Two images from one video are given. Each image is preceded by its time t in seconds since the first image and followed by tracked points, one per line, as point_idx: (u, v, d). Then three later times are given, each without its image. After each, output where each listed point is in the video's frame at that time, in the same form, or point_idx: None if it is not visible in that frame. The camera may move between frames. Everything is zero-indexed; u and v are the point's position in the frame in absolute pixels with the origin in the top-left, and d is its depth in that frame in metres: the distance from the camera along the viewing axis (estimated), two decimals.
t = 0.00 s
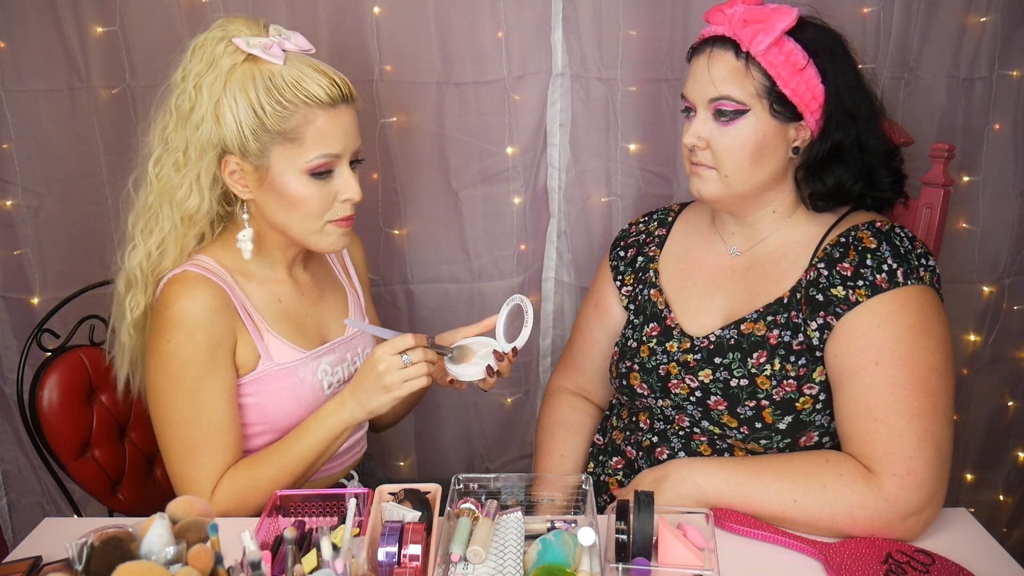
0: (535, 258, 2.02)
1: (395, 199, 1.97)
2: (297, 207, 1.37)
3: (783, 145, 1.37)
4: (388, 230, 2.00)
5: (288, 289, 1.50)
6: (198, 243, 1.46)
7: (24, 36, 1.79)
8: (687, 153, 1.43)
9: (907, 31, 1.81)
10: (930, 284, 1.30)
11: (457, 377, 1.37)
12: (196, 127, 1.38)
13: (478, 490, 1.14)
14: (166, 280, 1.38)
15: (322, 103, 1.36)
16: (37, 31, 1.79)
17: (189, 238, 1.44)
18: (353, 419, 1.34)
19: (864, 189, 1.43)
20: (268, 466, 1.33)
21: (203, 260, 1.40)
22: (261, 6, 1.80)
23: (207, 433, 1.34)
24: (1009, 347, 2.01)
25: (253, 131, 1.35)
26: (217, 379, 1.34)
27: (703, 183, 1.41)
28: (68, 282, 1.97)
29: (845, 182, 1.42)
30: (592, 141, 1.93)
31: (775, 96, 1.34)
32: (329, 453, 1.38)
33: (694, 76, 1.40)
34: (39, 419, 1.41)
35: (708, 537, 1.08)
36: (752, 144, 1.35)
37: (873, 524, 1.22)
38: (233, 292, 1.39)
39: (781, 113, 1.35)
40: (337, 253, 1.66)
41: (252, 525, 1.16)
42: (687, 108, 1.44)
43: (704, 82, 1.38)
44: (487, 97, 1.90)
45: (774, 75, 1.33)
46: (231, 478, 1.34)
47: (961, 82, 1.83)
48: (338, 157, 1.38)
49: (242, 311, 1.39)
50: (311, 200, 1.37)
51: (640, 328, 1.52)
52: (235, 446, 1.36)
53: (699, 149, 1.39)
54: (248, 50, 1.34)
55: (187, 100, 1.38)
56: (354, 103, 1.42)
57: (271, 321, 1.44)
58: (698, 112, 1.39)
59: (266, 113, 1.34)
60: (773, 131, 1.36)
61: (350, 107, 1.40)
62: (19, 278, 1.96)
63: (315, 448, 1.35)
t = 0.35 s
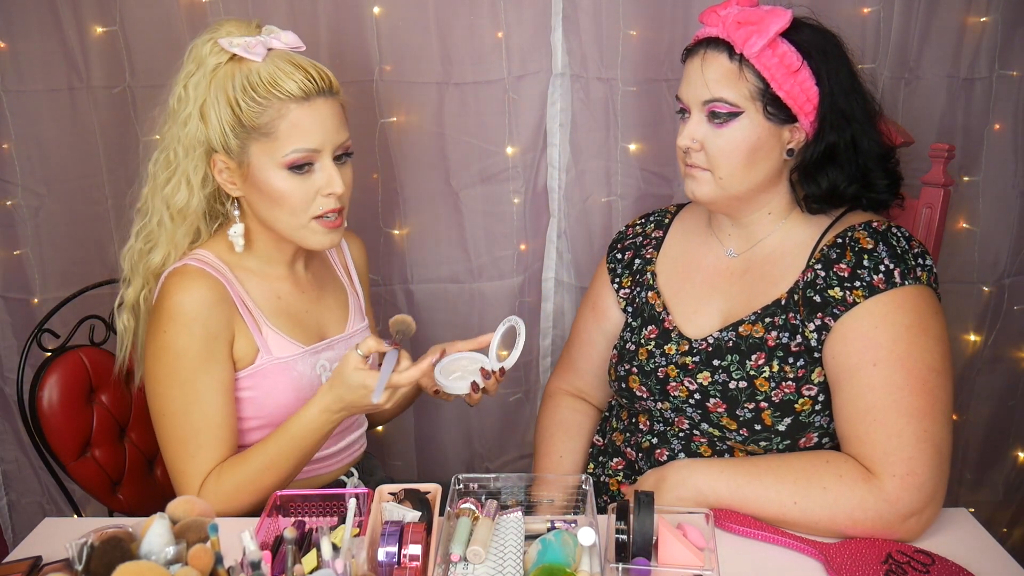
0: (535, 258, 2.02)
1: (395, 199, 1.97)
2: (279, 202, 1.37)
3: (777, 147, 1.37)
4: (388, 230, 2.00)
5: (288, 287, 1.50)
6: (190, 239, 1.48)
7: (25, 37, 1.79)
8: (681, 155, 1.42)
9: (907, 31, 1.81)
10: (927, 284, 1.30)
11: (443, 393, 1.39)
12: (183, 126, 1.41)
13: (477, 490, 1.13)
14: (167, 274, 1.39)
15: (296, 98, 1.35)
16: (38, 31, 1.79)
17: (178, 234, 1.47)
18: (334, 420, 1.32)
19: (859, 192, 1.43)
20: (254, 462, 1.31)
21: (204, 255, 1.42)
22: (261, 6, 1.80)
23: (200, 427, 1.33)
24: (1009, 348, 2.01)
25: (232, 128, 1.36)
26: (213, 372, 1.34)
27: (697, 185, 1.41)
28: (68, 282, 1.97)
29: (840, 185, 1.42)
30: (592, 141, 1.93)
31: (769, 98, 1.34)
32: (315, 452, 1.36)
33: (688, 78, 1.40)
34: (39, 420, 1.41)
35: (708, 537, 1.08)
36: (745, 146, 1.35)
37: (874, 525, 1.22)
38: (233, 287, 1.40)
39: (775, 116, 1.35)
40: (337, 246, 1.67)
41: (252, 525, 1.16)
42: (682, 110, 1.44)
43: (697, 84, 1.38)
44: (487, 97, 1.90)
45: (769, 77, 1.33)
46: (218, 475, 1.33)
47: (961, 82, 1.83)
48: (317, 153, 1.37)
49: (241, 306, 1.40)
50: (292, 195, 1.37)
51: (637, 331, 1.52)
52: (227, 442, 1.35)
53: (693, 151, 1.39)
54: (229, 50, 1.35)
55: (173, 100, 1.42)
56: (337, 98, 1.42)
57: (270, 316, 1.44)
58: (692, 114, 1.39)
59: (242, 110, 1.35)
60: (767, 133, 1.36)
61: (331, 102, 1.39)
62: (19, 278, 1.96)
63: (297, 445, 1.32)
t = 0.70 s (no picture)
0: (535, 258, 2.03)
1: (395, 199, 1.97)
2: (289, 194, 1.39)
3: (774, 147, 1.37)
4: (388, 230, 2.00)
5: (312, 283, 1.51)
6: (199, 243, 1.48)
7: (25, 36, 1.79)
8: (679, 154, 1.43)
9: (907, 31, 1.81)
10: (924, 284, 1.31)
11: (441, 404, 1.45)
12: (182, 131, 1.42)
13: (477, 490, 1.14)
14: (197, 272, 1.39)
15: (291, 90, 1.36)
16: (37, 31, 1.79)
17: (188, 237, 1.47)
18: (339, 435, 1.32)
19: (855, 193, 1.43)
20: (264, 468, 1.31)
21: (234, 255, 1.42)
22: (261, 6, 1.80)
23: (218, 427, 1.33)
24: (1009, 348, 2.01)
25: (234, 128, 1.37)
26: (239, 374, 1.34)
27: (694, 184, 1.41)
28: (68, 282, 1.97)
29: (836, 185, 1.42)
30: (592, 141, 1.93)
31: (766, 98, 1.34)
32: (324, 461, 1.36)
33: (686, 78, 1.40)
34: (39, 420, 1.41)
35: (708, 537, 1.08)
36: (742, 147, 1.36)
37: (874, 525, 1.22)
38: (264, 286, 1.40)
39: (771, 115, 1.35)
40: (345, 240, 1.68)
41: (252, 525, 1.16)
42: (680, 109, 1.44)
43: (695, 84, 1.38)
44: (486, 97, 1.90)
45: (766, 77, 1.33)
46: (227, 477, 1.32)
47: (961, 82, 1.83)
48: (320, 141, 1.38)
49: (272, 304, 1.40)
50: (301, 186, 1.38)
51: (636, 332, 1.52)
52: (242, 445, 1.35)
53: (690, 150, 1.39)
54: (221, 53, 1.35)
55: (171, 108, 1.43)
56: (333, 84, 1.42)
57: (298, 313, 1.45)
58: (690, 114, 1.39)
59: (240, 109, 1.36)
60: (764, 133, 1.36)
61: (326, 89, 1.40)
62: (19, 278, 1.96)
63: (308, 454, 1.32)
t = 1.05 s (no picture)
0: (535, 258, 2.03)
1: (396, 199, 1.97)
2: (326, 187, 1.39)
3: (774, 147, 1.37)
4: (388, 230, 2.00)
5: (338, 280, 1.52)
6: (234, 235, 1.49)
7: (24, 37, 1.79)
8: (680, 153, 1.43)
9: (907, 31, 1.81)
10: (925, 284, 1.31)
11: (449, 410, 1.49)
12: (227, 123, 1.43)
13: (478, 490, 1.14)
14: (231, 266, 1.39)
15: (338, 85, 1.37)
16: (37, 31, 1.79)
17: (224, 229, 1.48)
18: (373, 430, 1.31)
19: (855, 194, 1.43)
20: (292, 463, 1.31)
21: (268, 249, 1.41)
22: (261, 7, 1.80)
23: (248, 420, 1.33)
24: (1009, 347, 2.01)
25: (278, 120, 1.38)
26: (271, 369, 1.33)
27: (695, 183, 1.41)
28: (68, 282, 1.97)
29: (836, 187, 1.41)
30: (592, 140, 1.93)
31: (767, 99, 1.34)
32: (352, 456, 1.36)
33: (689, 77, 1.40)
34: (39, 419, 1.41)
35: (708, 537, 1.08)
36: (743, 147, 1.36)
37: (874, 523, 1.22)
38: (295, 282, 1.40)
39: (773, 116, 1.35)
40: (362, 239, 1.70)
41: (253, 525, 1.16)
42: (682, 108, 1.44)
43: (698, 83, 1.38)
44: (487, 97, 1.90)
45: (768, 78, 1.33)
46: (254, 470, 1.32)
47: (961, 82, 1.83)
48: (361, 136, 1.39)
49: (303, 300, 1.39)
50: (339, 179, 1.38)
51: (637, 330, 1.52)
52: (269, 438, 1.35)
53: (691, 149, 1.39)
54: (268, 49, 1.38)
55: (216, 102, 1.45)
56: (377, 85, 1.44)
57: (325, 309, 1.45)
58: (692, 113, 1.39)
59: (286, 101, 1.37)
60: (765, 133, 1.36)
61: (371, 89, 1.42)
62: (19, 278, 1.96)
63: (336, 450, 1.32)
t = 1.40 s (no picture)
0: (535, 258, 2.02)
1: (396, 199, 1.97)
2: (320, 191, 1.39)
3: (775, 146, 1.37)
4: (388, 230, 2.00)
5: (325, 280, 1.52)
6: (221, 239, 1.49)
7: (25, 37, 1.79)
8: (681, 150, 1.43)
9: (907, 31, 1.81)
10: (923, 283, 1.31)
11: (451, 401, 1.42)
12: (218, 126, 1.43)
13: (477, 490, 1.14)
14: (215, 268, 1.39)
15: (330, 88, 1.37)
16: (37, 32, 1.79)
17: (209, 232, 1.48)
18: (365, 425, 1.32)
19: (854, 193, 1.42)
20: (284, 463, 1.31)
21: (253, 251, 1.41)
22: (260, 7, 1.80)
23: (239, 423, 1.32)
24: (1009, 347, 2.01)
25: (270, 125, 1.38)
26: (259, 368, 1.33)
27: (696, 180, 1.41)
28: (68, 282, 1.97)
29: (835, 186, 1.41)
30: (592, 140, 1.93)
31: (769, 97, 1.34)
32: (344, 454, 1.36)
33: (692, 73, 1.40)
34: (39, 420, 1.41)
35: (708, 538, 1.08)
36: (744, 144, 1.36)
37: (872, 520, 1.22)
38: (280, 281, 1.40)
39: (774, 114, 1.35)
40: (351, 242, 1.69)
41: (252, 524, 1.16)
42: (685, 105, 1.44)
43: (700, 80, 1.38)
44: (487, 97, 1.90)
45: (770, 76, 1.33)
46: (247, 473, 1.32)
47: (961, 82, 1.83)
48: (354, 140, 1.39)
49: (289, 300, 1.40)
50: (332, 183, 1.38)
51: (637, 327, 1.52)
52: (260, 440, 1.34)
53: (692, 146, 1.39)
54: (261, 52, 1.38)
55: (207, 104, 1.45)
56: (370, 88, 1.44)
57: (312, 309, 1.45)
58: (694, 109, 1.39)
59: (278, 105, 1.37)
60: (766, 131, 1.36)
61: (363, 92, 1.42)
62: (19, 278, 1.96)
63: (327, 446, 1.32)
